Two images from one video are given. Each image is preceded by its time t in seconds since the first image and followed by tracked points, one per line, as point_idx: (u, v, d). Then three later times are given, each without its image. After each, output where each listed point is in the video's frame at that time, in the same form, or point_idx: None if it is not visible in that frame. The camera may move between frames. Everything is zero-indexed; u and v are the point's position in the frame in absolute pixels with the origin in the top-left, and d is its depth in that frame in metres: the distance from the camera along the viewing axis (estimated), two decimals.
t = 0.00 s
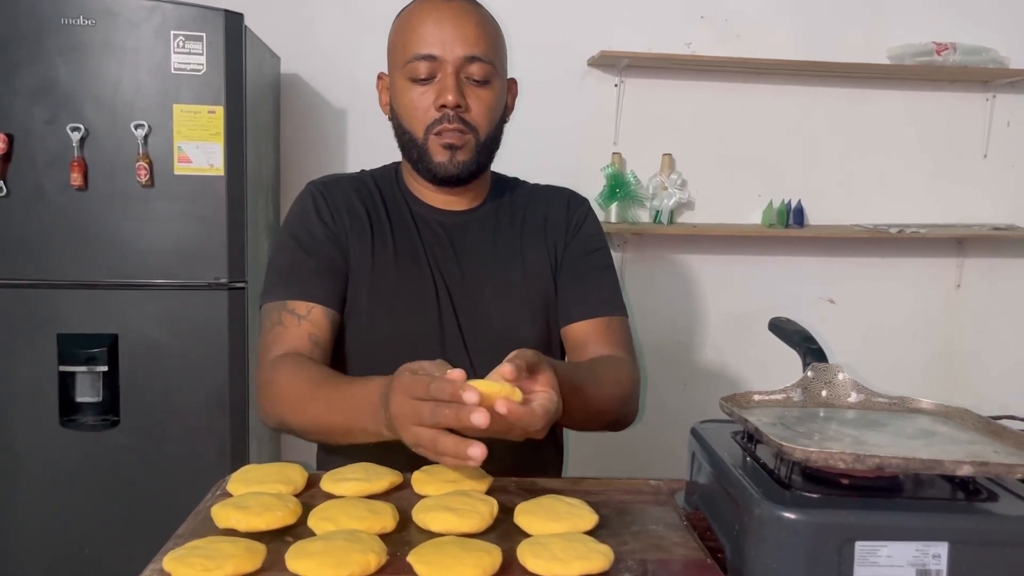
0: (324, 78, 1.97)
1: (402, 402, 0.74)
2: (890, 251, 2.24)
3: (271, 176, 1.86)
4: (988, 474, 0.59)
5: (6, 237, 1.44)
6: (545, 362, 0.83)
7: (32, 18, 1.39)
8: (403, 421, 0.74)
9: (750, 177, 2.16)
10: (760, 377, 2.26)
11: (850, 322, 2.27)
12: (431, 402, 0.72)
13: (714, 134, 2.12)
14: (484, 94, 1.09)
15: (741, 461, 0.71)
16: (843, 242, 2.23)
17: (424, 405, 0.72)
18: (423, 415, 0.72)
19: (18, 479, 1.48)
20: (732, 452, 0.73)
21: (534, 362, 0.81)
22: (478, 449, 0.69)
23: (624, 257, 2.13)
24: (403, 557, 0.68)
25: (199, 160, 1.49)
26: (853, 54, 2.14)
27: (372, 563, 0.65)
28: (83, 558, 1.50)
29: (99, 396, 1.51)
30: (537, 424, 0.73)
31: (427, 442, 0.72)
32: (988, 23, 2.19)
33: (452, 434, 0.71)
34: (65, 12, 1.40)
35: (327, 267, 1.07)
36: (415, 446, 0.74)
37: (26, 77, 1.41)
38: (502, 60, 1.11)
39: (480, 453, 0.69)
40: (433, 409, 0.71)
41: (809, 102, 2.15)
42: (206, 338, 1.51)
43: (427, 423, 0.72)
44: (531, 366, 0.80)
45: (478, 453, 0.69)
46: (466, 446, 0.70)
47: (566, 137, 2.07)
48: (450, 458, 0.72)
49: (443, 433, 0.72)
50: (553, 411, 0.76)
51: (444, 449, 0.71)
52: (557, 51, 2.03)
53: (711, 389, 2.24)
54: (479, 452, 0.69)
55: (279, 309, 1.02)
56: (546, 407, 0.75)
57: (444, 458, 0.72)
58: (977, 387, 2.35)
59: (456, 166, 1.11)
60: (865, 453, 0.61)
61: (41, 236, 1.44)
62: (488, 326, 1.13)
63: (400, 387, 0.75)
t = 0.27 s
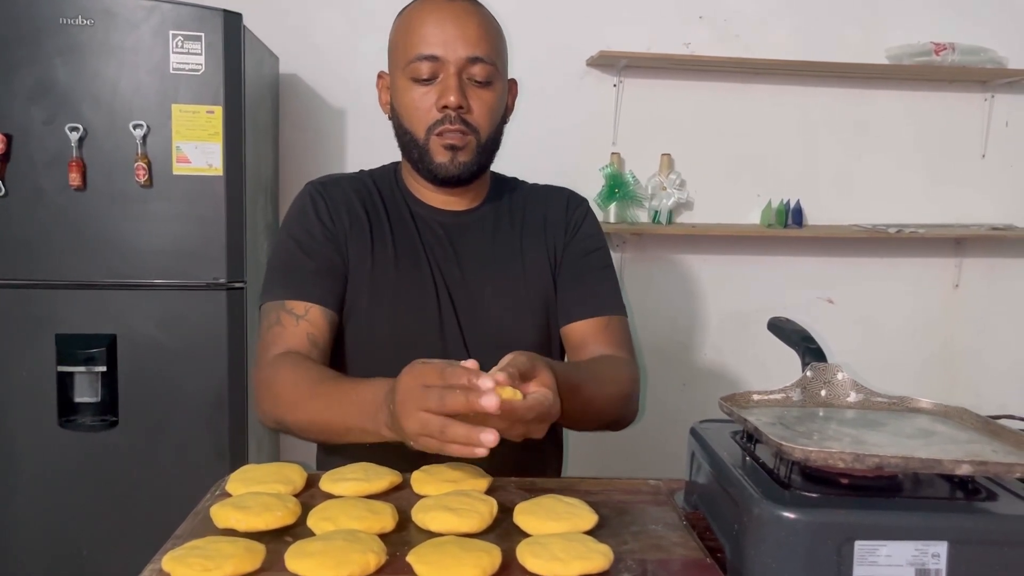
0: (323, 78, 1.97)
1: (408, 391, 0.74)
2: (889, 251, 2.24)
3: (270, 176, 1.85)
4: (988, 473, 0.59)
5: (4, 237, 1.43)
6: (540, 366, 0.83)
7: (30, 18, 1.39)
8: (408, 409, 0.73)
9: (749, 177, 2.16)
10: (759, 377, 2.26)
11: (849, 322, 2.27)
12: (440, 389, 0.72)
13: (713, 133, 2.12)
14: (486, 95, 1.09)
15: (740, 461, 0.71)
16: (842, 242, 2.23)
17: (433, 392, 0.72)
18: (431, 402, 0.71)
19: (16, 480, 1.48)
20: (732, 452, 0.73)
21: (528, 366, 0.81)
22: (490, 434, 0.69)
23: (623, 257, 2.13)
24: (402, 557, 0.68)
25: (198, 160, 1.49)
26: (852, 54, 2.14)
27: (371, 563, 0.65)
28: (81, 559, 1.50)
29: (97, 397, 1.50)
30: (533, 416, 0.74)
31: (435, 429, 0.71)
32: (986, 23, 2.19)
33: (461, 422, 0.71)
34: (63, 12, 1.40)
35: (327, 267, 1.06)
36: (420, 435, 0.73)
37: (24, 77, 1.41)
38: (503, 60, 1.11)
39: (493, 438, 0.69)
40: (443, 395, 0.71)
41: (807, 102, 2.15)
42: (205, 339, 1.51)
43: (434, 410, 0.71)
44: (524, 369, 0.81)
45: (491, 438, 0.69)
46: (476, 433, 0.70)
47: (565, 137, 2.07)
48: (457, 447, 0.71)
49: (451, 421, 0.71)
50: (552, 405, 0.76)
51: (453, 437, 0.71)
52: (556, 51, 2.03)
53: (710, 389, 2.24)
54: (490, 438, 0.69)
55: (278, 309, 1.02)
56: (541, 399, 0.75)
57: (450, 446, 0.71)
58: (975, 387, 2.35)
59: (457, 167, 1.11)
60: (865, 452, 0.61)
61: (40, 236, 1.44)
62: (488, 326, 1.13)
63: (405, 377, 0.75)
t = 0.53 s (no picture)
0: (322, 78, 1.97)
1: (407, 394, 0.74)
2: (888, 251, 2.25)
3: (268, 175, 1.85)
4: (986, 472, 0.59)
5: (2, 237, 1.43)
6: (537, 367, 0.84)
7: (28, 17, 1.39)
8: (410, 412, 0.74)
9: (747, 177, 2.16)
10: (758, 377, 2.26)
11: (848, 322, 2.27)
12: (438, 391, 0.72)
13: (711, 133, 2.12)
14: (484, 94, 1.09)
15: (740, 460, 0.71)
16: (840, 242, 2.23)
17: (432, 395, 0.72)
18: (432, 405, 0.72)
19: (15, 480, 1.47)
20: (731, 451, 0.73)
21: (525, 367, 0.81)
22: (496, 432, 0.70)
23: (622, 257, 2.13)
24: (401, 557, 0.68)
25: (196, 160, 1.49)
26: (850, 54, 2.14)
27: (370, 563, 0.65)
28: (80, 559, 1.50)
29: (96, 396, 1.50)
30: (531, 415, 0.73)
31: (440, 431, 0.72)
32: (984, 23, 2.19)
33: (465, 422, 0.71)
34: (61, 12, 1.40)
35: (326, 267, 1.06)
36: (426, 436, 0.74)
37: (23, 77, 1.40)
38: (501, 60, 1.11)
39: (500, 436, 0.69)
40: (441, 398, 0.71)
41: (806, 102, 2.15)
42: (203, 338, 1.51)
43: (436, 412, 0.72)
44: (522, 371, 0.80)
45: (497, 436, 0.70)
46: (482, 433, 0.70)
47: (564, 137, 2.07)
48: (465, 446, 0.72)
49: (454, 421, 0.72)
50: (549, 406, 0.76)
51: (459, 437, 0.71)
52: (555, 51, 2.03)
53: (709, 389, 2.24)
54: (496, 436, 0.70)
55: (277, 308, 1.02)
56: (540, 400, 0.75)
57: (458, 447, 0.72)
58: (974, 387, 2.35)
59: (456, 166, 1.11)
60: (864, 451, 0.61)
61: (38, 236, 1.44)
62: (487, 326, 1.13)
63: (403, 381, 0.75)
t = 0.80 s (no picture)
0: (320, 77, 1.97)
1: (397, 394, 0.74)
2: (886, 251, 2.25)
3: (267, 175, 1.85)
4: (986, 473, 0.59)
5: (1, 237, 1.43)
6: (534, 364, 0.84)
7: (27, 17, 1.39)
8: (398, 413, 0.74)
9: (746, 177, 2.16)
10: (757, 377, 2.26)
11: (846, 322, 2.28)
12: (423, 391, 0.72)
13: (710, 134, 2.13)
14: (483, 94, 1.09)
15: (739, 460, 0.71)
16: (839, 242, 2.23)
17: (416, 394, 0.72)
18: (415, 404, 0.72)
19: (12, 480, 1.47)
20: (730, 451, 0.73)
21: (522, 365, 0.81)
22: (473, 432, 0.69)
23: (621, 257, 2.13)
24: (401, 557, 0.68)
25: (195, 160, 1.48)
26: (849, 55, 2.15)
27: (369, 562, 0.64)
28: (78, 560, 1.50)
29: (94, 396, 1.50)
30: (528, 414, 0.72)
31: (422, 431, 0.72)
32: (982, 24, 2.20)
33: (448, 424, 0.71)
34: (60, 11, 1.39)
35: (323, 267, 1.06)
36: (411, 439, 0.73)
37: (21, 77, 1.40)
38: (500, 59, 1.11)
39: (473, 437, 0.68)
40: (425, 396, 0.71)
41: (805, 102, 2.15)
42: (202, 339, 1.50)
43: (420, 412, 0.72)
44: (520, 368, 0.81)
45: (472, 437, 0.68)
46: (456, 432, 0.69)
47: (563, 137, 2.07)
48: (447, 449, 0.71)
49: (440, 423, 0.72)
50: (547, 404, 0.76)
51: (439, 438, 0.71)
52: (554, 51, 2.03)
53: (708, 389, 2.24)
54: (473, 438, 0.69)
55: (274, 306, 1.02)
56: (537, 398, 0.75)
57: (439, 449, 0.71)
58: (972, 388, 2.36)
59: (454, 166, 1.11)
60: (863, 452, 0.61)
61: (37, 235, 1.44)
62: (485, 327, 1.13)
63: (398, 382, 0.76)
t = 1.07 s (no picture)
0: (319, 77, 1.97)
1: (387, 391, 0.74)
2: (885, 252, 2.25)
3: (266, 175, 1.85)
4: (986, 473, 0.59)
5: None
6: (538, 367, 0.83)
7: (26, 17, 1.38)
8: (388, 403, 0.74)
9: (745, 178, 2.16)
10: (756, 377, 2.26)
11: (845, 322, 2.28)
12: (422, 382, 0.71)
13: (709, 134, 2.13)
14: (482, 94, 1.09)
15: (739, 460, 0.71)
16: (838, 243, 2.23)
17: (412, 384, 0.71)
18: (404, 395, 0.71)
19: (11, 480, 1.47)
20: (730, 452, 0.73)
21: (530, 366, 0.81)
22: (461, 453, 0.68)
23: (620, 258, 2.13)
24: (401, 557, 0.68)
25: (194, 159, 1.48)
26: (848, 55, 2.15)
27: (370, 563, 0.64)
28: (76, 560, 1.50)
29: (93, 396, 1.50)
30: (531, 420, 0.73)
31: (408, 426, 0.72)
32: (981, 24, 2.20)
33: (443, 421, 0.71)
34: (60, 11, 1.39)
35: (321, 267, 1.06)
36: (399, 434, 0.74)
37: (20, 76, 1.40)
38: (500, 60, 1.11)
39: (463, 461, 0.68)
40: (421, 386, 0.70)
41: (804, 103, 2.16)
42: (201, 339, 1.50)
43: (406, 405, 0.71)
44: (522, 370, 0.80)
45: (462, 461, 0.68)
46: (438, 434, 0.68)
47: (562, 137, 2.07)
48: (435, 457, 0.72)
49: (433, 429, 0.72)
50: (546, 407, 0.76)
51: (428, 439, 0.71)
52: (553, 51, 2.03)
53: (707, 389, 2.24)
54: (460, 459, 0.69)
55: (269, 310, 1.02)
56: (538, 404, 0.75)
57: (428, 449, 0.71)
58: (971, 387, 2.36)
59: (453, 166, 1.10)
60: (863, 452, 0.61)
61: (36, 235, 1.43)
62: (484, 327, 1.13)
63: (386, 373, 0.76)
